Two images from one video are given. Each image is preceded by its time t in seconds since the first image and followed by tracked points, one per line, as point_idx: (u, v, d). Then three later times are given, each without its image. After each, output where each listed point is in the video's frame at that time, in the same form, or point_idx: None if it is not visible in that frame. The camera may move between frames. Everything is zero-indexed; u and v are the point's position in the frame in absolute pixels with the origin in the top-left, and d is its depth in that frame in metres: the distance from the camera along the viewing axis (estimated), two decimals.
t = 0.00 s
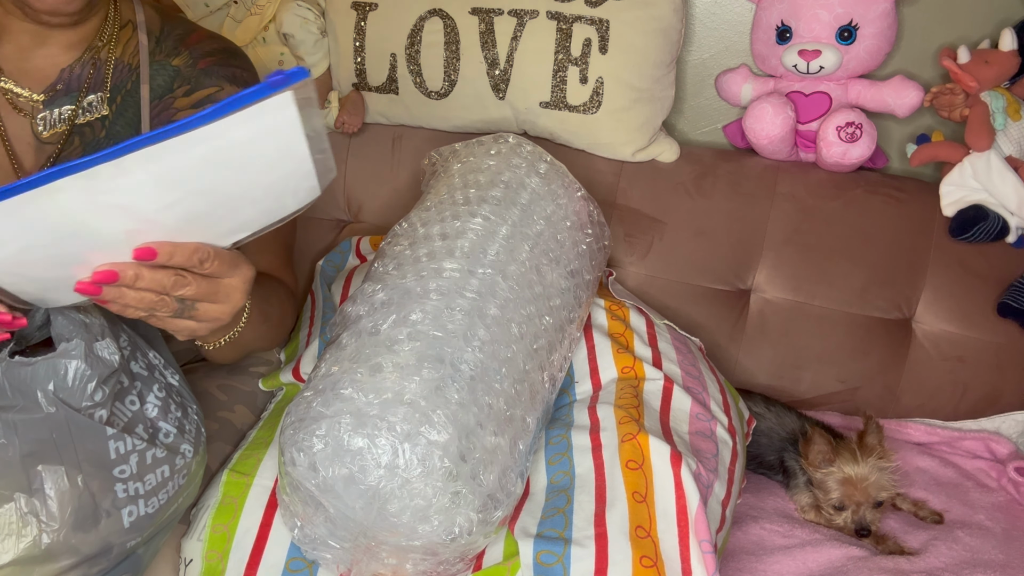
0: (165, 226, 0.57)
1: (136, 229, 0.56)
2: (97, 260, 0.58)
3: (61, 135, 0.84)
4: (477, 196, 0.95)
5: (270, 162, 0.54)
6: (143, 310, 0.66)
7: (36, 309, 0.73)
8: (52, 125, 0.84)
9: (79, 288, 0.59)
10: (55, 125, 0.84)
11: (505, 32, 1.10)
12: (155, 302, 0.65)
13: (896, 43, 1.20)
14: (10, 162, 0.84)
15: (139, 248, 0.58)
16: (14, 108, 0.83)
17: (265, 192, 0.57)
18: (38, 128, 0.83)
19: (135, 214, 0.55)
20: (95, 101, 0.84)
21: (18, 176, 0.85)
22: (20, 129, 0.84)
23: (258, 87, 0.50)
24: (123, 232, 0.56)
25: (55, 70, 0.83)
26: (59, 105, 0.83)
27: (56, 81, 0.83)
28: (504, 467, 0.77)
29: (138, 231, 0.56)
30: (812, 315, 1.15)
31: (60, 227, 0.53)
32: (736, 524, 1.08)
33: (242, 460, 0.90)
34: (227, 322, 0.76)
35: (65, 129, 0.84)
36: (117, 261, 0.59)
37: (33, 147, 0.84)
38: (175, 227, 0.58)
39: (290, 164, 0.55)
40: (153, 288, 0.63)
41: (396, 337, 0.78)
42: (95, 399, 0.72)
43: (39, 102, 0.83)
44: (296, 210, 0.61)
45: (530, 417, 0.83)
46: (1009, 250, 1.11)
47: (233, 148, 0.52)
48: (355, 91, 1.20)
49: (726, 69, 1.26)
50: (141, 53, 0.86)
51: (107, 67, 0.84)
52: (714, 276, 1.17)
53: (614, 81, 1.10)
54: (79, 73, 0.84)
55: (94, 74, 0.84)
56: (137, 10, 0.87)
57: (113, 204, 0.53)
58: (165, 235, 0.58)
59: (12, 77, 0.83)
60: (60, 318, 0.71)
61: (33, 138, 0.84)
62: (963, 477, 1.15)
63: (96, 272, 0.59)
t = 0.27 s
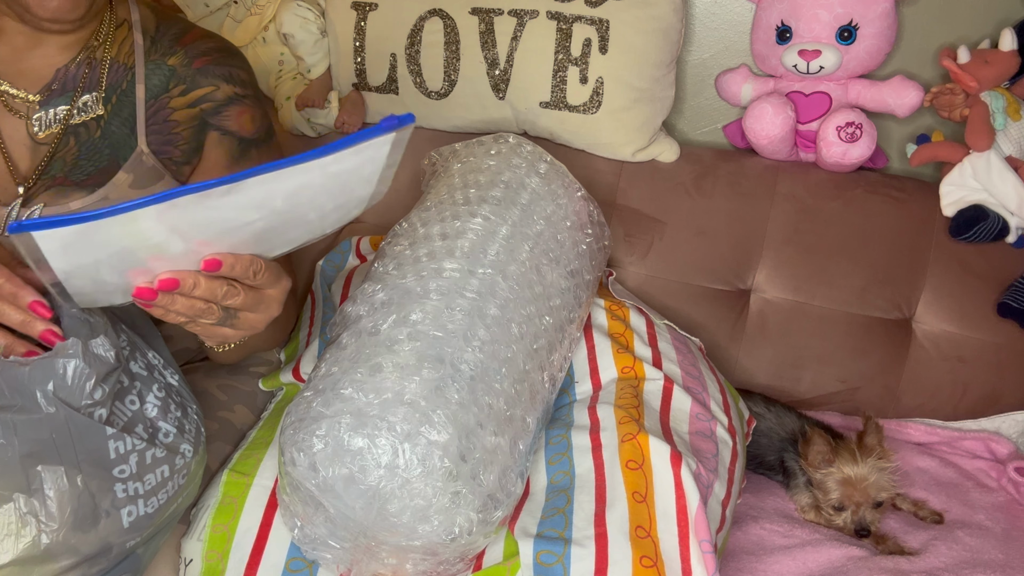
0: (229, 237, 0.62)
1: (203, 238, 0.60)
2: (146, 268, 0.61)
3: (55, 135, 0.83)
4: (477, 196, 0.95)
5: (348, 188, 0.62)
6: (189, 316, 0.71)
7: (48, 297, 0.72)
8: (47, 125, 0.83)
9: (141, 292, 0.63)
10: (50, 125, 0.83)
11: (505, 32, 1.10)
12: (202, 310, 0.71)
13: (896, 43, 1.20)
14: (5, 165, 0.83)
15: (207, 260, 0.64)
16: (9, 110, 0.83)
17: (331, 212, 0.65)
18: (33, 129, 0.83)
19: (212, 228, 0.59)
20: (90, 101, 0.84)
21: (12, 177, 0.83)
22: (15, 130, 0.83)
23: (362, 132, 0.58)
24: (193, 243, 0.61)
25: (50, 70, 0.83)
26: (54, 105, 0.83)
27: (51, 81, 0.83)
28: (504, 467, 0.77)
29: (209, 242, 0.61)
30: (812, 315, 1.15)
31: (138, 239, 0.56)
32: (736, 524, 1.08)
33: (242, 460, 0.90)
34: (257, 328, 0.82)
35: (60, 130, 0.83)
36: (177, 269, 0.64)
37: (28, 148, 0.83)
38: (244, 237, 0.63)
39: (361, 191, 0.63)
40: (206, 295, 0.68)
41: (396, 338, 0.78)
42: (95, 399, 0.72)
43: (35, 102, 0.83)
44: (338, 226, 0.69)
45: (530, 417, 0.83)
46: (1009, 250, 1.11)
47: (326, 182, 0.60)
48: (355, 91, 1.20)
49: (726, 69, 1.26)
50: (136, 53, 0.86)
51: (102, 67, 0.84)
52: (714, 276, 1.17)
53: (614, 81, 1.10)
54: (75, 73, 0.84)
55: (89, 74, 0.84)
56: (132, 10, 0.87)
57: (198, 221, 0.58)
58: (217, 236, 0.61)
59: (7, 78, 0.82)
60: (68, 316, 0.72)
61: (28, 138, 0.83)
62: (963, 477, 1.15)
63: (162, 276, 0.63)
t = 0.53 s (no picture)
0: (233, 245, 0.64)
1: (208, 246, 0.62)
2: (148, 271, 0.62)
3: (53, 135, 0.83)
4: (477, 196, 0.95)
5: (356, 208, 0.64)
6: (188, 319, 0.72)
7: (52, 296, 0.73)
8: (45, 125, 0.83)
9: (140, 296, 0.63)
10: (48, 126, 0.83)
11: (505, 32, 1.10)
12: (202, 314, 0.72)
13: (896, 43, 1.20)
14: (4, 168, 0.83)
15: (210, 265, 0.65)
16: (6, 111, 0.82)
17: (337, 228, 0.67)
18: (31, 129, 0.83)
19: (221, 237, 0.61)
20: (88, 101, 0.84)
21: (11, 178, 0.83)
22: (13, 130, 0.83)
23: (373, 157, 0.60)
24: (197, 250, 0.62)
25: (48, 71, 0.82)
26: (52, 106, 0.83)
27: (49, 81, 0.82)
28: (504, 467, 0.77)
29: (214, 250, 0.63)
30: (812, 315, 1.15)
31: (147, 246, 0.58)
32: (736, 524, 1.08)
33: (242, 460, 0.90)
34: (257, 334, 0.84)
35: (58, 130, 0.83)
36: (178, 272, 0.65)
37: (26, 148, 0.83)
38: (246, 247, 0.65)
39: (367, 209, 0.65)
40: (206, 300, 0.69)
41: (396, 338, 0.78)
42: (94, 399, 0.71)
43: (33, 103, 0.82)
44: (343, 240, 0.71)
45: (530, 417, 0.83)
46: (1009, 250, 1.11)
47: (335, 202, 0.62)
48: (355, 91, 1.20)
49: (726, 69, 1.26)
50: (134, 53, 0.85)
51: (99, 68, 0.84)
52: (714, 276, 1.17)
53: (614, 81, 1.10)
54: (72, 73, 0.83)
55: (86, 74, 0.83)
56: (130, 9, 0.86)
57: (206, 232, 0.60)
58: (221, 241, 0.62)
59: (4, 79, 0.81)
60: (61, 314, 0.73)
61: (26, 139, 0.83)
62: (963, 477, 1.15)
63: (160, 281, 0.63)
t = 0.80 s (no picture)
0: (235, 250, 0.64)
1: (209, 251, 0.62)
2: (150, 275, 0.62)
3: (52, 136, 0.83)
4: (477, 196, 0.95)
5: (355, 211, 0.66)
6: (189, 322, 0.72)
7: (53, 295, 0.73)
8: (44, 126, 0.83)
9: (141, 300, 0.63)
10: (47, 126, 0.83)
11: (505, 32, 1.10)
12: (204, 318, 0.72)
13: (896, 43, 1.20)
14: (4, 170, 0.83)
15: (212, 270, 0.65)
16: (4, 112, 0.82)
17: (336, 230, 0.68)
18: (30, 130, 0.82)
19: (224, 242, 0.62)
20: (87, 102, 0.84)
21: (10, 179, 0.83)
22: (12, 132, 0.83)
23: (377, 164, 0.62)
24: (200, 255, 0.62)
25: (48, 72, 0.82)
26: (51, 107, 0.82)
27: (48, 82, 0.82)
28: (504, 467, 0.77)
29: (216, 254, 0.63)
30: (812, 315, 1.15)
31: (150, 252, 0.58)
32: (736, 524, 1.08)
33: (242, 460, 0.90)
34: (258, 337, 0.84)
35: (57, 131, 0.83)
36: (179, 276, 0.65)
37: (26, 150, 0.83)
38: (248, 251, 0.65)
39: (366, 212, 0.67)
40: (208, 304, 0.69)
41: (396, 337, 0.78)
42: (94, 399, 0.71)
43: (32, 104, 0.82)
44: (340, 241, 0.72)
45: (530, 417, 0.83)
46: (1009, 250, 1.11)
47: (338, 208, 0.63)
48: (355, 91, 1.20)
49: (725, 69, 1.26)
50: (133, 54, 0.85)
51: (98, 69, 0.84)
52: (714, 276, 1.17)
53: (614, 81, 1.10)
54: (71, 74, 0.83)
55: (86, 75, 0.83)
56: (129, 10, 0.86)
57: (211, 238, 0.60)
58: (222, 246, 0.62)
59: (4, 81, 0.81)
60: (61, 318, 0.71)
61: (25, 140, 0.83)
62: (963, 477, 1.15)
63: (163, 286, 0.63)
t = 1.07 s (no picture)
0: (238, 255, 0.64)
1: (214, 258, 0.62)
2: (155, 282, 0.62)
3: (52, 137, 0.83)
4: (477, 196, 0.95)
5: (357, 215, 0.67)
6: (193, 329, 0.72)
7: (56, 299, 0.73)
8: (44, 127, 0.83)
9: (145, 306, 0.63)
10: (47, 127, 0.83)
11: (505, 31, 1.10)
12: (208, 324, 0.71)
13: (896, 43, 1.20)
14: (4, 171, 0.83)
15: (217, 275, 0.65)
16: (5, 113, 0.82)
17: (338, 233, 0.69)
18: (30, 131, 0.82)
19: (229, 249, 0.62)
20: (87, 103, 0.84)
21: (9, 180, 0.83)
22: (12, 132, 0.83)
23: (380, 168, 0.63)
24: (204, 262, 0.62)
25: (47, 73, 0.82)
26: (51, 107, 0.82)
27: (48, 83, 0.82)
28: (504, 467, 0.77)
29: (220, 261, 0.63)
30: (812, 315, 1.15)
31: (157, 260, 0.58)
32: (736, 524, 1.08)
33: (242, 460, 0.90)
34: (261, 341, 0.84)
35: (57, 132, 0.83)
36: (183, 282, 0.64)
37: (26, 150, 0.83)
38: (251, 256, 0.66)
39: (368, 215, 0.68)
40: (212, 310, 0.69)
41: (396, 338, 0.78)
42: (93, 399, 0.71)
43: (32, 105, 0.82)
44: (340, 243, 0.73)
45: (530, 417, 0.83)
46: (1009, 250, 1.11)
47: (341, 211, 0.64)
48: (355, 91, 1.20)
49: (726, 69, 1.26)
50: (133, 54, 0.85)
51: (98, 69, 0.84)
52: (714, 276, 1.17)
53: (614, 81, 1.10)
54: (71, 75, 0.83)
55: (85, 76, 0.83)
56: (129, 10, 0.87)
57: (217, 244, 0.60)
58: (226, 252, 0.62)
59: (4, 82, 0.81)
60: (59, 318, 0.70)
61: (25, 141, 0.83)
62: (963, 477, 1.15)
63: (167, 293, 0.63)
